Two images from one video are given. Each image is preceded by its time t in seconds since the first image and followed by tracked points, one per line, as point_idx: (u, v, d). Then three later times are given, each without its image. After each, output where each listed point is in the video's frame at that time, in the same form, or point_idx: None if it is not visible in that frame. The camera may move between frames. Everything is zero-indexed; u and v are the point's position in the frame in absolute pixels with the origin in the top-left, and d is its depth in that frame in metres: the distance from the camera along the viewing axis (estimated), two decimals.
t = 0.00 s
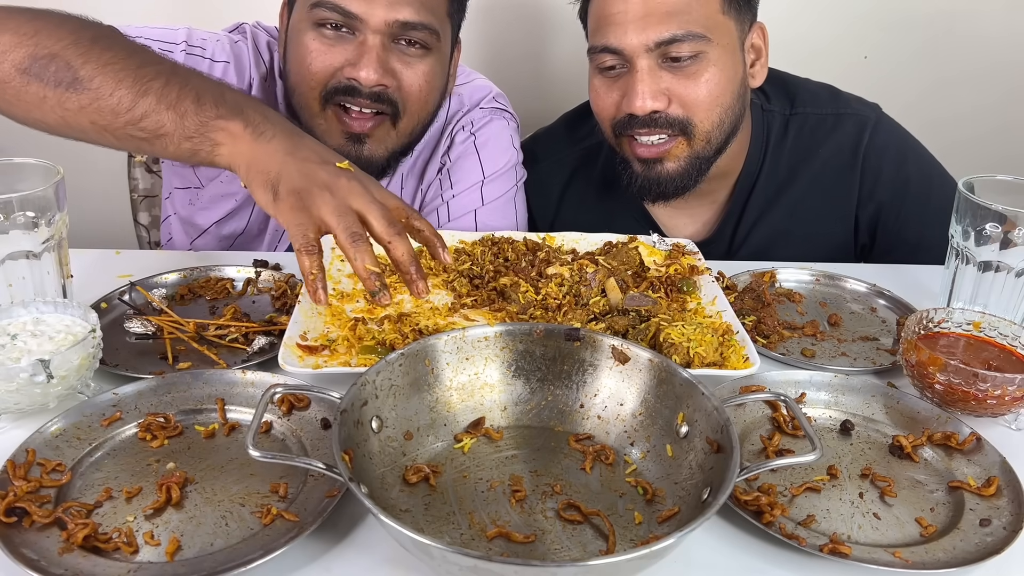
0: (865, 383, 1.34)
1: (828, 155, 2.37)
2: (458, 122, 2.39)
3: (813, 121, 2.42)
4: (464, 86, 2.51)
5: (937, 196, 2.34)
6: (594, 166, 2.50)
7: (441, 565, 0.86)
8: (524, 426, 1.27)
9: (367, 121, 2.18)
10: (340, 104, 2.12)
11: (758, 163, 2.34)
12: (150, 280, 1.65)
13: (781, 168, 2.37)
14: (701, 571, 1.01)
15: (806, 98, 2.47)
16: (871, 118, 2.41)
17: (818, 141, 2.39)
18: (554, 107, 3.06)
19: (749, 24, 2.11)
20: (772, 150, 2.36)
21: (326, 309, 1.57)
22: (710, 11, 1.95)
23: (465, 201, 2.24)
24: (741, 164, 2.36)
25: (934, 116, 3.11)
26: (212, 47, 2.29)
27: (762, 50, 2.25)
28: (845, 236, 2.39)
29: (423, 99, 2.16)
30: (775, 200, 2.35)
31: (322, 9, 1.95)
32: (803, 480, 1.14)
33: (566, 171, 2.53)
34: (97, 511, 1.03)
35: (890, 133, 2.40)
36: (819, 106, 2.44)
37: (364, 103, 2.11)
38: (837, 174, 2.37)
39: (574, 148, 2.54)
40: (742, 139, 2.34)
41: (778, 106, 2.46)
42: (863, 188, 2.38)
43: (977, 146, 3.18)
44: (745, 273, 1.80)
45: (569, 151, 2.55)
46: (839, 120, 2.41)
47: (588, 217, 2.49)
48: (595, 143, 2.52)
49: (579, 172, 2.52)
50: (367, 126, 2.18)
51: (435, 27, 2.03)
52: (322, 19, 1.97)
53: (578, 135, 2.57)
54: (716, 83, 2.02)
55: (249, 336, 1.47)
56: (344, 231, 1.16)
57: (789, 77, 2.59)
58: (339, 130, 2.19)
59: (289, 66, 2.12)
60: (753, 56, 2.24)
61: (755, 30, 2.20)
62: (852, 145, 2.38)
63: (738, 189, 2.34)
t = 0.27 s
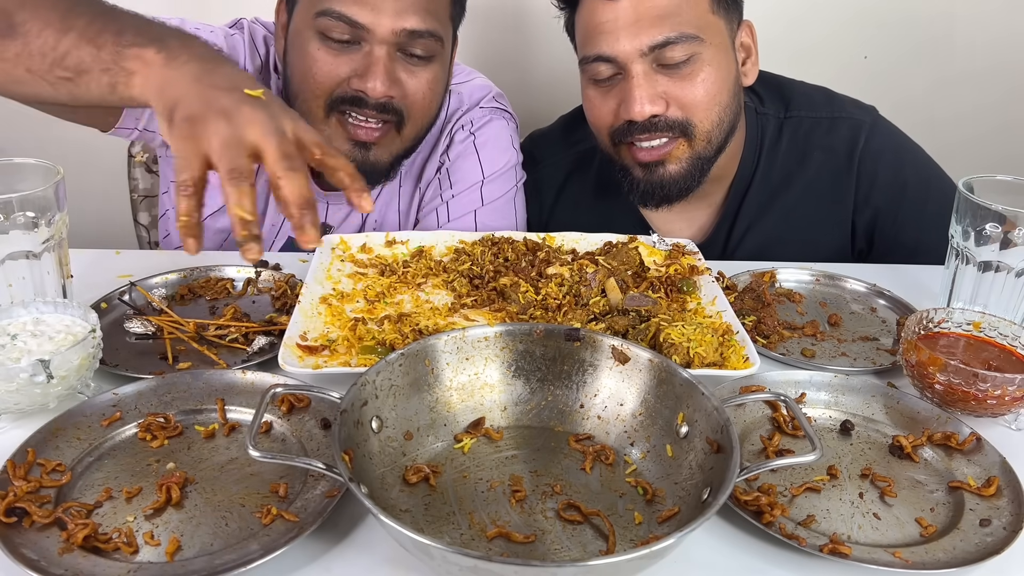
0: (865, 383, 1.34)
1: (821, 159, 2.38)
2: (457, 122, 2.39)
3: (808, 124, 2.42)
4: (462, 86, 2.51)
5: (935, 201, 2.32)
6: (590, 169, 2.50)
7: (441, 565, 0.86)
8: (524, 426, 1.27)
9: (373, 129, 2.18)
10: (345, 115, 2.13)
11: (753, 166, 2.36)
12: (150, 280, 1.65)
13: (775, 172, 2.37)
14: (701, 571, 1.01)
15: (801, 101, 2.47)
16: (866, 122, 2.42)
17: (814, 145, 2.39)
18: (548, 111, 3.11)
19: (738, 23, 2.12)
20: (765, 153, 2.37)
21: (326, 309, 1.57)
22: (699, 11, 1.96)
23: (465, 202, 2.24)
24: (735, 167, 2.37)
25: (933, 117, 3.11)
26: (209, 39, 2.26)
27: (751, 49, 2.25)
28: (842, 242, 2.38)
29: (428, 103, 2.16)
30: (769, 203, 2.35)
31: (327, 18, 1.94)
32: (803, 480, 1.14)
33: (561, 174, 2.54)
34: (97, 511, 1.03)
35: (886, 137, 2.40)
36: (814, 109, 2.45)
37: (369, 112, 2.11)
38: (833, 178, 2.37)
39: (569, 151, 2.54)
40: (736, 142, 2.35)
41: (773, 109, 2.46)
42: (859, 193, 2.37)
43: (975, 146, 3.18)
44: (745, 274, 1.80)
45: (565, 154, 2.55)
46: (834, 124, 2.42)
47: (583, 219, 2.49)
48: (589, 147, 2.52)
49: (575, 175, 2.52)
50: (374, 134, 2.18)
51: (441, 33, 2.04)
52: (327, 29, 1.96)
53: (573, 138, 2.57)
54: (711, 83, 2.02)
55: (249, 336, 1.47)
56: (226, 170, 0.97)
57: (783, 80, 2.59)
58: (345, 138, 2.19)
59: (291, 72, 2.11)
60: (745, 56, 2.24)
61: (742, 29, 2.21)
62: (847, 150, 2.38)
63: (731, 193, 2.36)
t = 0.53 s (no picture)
0: (865, 383, 1.34)
1: (814, 156, 2.38)
2: (457, 121, 2.39)
3: (803, 122, 2.42)
4: (461, 86, 2.51)
5: (931, 198, 2.32)
6: (589, 170, 2.51)
7: (441, 565, 0.86)
8: (524, 426, 1.27)
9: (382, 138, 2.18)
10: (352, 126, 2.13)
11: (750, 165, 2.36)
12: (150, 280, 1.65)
13: (771, 170, 2.37)
14: (701, 571, 1.01)
15: (797, 99, 2.48)
16: (861, 120, 2.41)
17: (808, 143, 2.39)
18: (544, 112, 3.16)
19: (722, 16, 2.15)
20: (761, 152, 2.37)
21: (326, 309, 1.57)
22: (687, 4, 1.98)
23: (465, 202, 2.24)
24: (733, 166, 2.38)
25: (933, 117, 3.11)
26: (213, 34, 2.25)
27: (737, 38, 2.26)
28: (841, 240, 2.37)
29: (432, 106, 2.16)
30: (764, 202, 2.35)
31: (327, 36, 1.94)
32: (803, 480, 1.14)
33: (560, 176, 2.55)
34: (98, 511, 1.03)
35: (880, 136, 2.40)
36: (810, 107, 2.45)
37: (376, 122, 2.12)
38: (828, 177, 2.37)
39: (568, 154, 2.57)
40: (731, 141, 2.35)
41: (769, 108, 2.47)
42: (856, 192, 2.36)
43: (975, 147, 3.18)
44: (745, 274, 1.80)
45: (564, 156, 2.57)
46: (829, 122, 2.42)
47: (584, 216, 2.48)
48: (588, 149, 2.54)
49: (574, 176, 2.53)
50: (383, 143, 2.18)
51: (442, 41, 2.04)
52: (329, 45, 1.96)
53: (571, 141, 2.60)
54: (708, 69, 2.04)
55: (249, 336, 1.47)
56: (142, 240, 0.94)
57: (776, 79, 2.60)
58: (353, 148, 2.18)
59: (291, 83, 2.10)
60: (732, 46, 2.24)
61: (726, 21, 2.23)
62: (842, 149, 2.37)
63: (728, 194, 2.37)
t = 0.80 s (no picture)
0: (865, 383, 1.34)
1: (815, 153, 2.37)
2: (462, 122, 2.39)
3: (804, 119, 2.42)
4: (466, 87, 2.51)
5: (933, 193, 2.32)
6: (592, 169, 2.52)
7: (441, 565, 0.86)
8: (524, 426, 1.27)
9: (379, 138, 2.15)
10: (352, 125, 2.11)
11: (752, 163, 2.36)
12: (150, 280, 1.65)
13: (773, 167, 2.37)
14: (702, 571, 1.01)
15: (797, 97, 2.47)
16: (862, 117, 2.40)
17: (809, 140, 2.39)
18: (551, 113, 3.16)
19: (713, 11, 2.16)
20: (762, 147, 2.38)
21: (326, 309, 1.57)
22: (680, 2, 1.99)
23: (468, 202, 2.24)
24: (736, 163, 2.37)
25: (933, 117, 3.11)
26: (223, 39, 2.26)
27: (731, 30, 2.26)
28: (844, 236, 2.37)
29: (429, 111, 2.17)
30: (767, 201, 2.35)
31: (329, 29, 1.93)
32: (803, 480, 1.14)
33: (565, 175, 2.55)
34: (98, 511, 1.03)
35: (881, 133, 2.39)
36: (810, 104, 2.44)
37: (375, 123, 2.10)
38: (829, 174, 2.36)
39: (572, 154, 2.58)
40: (731, 137, 2.36)
41: (770, 105, 2.47)
42: (857, 188, 2.36)
43: (975, 147, 3.18)
44: (745, 274, 1.80)
45: (568, 156, 2.58)
46: (830, 119, 2.41)
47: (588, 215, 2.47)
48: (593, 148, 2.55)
49: (577, 176, 2.54)
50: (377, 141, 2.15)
51: (443, 44, 2.05)
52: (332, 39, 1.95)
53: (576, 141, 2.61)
54: (700, 59, 2.03)
55: (249, 336, 1.47)
56: (295, 195, 0.89)
57: (778, 78, 2.59)
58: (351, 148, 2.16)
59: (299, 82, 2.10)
60: (726, 38, 2.24)
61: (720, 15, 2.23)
62: (843, 146, 2.36)
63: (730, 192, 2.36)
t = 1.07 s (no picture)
0: (865, 383, 1.34)
1: (819, 154, 2.37)
2: (467, 122, 2.39)
3: (808, 121, 2.42)
4: (471, 87, 2.51)
5: (935, 193, 2.33)
6: (595, 169, 2.52)
7: (441, 565, 0.86)
8: (524, 426, 1.27)
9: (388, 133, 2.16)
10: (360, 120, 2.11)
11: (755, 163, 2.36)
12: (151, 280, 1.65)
13: (775, 168, 2.36)
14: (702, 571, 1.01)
15: (801, 98, 2.47)
16: (865, 118, 2.40)
17: (813, 141, 2.39)
18: (556, 112, 3.16)
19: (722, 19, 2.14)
20: (766, 148, 2.37)
21: (326, 309, 1.57)
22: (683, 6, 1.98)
23: (471, 202, 2.24)
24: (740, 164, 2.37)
25: (933, 117, 3.11)
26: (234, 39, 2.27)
27: (741, 39, 2.26)
28: (846, 235, 2.37)
29: (428, 109, 2.17)
30: (771, 201, 2.35)
31: (339, 22, 1.93)
32: (803, 480, 1.14)
33: (568, 175, 2.55)
34: (97, 511, 1.03)
35: (883, 133, 2.39)
36: (813, 105, 2.44)
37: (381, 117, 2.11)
38: (833, 174, 2.36)
39: (574, 153, 2.57)
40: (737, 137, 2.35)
41: (773, 105, 2.46)
42: (861, 188, 2.36)
43: (975, 147, 3.18)
44: (745, 274, 1.80)
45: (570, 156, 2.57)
46: (833, 120, 2.41)
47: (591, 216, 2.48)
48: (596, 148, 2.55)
49: (580, 176, 2.54)
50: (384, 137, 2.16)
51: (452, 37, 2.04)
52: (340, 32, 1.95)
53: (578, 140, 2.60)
54: (698, 74, 2.02)
55: (248, 336, 1.47)
56: (425, 269, 0.89)
57: (782, 79, 2.59)
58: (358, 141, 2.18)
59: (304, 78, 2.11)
60: (734, 47, 2.26)
61: (731, 20, 2.23)
62: (846, 147, 2.36)
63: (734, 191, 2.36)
